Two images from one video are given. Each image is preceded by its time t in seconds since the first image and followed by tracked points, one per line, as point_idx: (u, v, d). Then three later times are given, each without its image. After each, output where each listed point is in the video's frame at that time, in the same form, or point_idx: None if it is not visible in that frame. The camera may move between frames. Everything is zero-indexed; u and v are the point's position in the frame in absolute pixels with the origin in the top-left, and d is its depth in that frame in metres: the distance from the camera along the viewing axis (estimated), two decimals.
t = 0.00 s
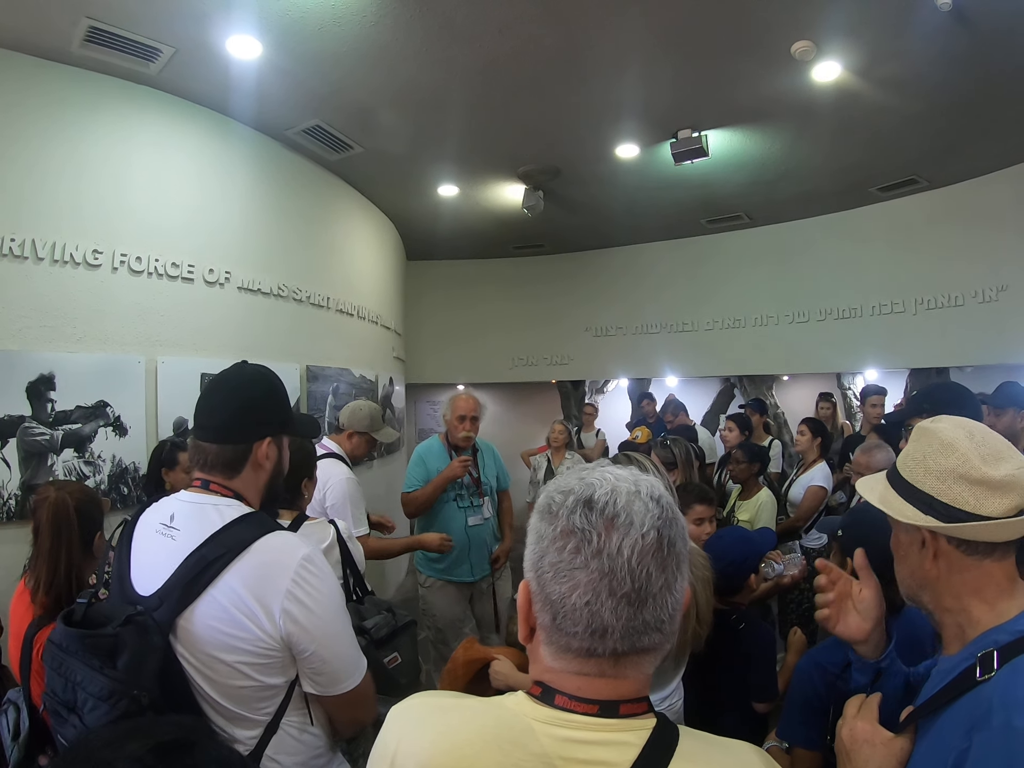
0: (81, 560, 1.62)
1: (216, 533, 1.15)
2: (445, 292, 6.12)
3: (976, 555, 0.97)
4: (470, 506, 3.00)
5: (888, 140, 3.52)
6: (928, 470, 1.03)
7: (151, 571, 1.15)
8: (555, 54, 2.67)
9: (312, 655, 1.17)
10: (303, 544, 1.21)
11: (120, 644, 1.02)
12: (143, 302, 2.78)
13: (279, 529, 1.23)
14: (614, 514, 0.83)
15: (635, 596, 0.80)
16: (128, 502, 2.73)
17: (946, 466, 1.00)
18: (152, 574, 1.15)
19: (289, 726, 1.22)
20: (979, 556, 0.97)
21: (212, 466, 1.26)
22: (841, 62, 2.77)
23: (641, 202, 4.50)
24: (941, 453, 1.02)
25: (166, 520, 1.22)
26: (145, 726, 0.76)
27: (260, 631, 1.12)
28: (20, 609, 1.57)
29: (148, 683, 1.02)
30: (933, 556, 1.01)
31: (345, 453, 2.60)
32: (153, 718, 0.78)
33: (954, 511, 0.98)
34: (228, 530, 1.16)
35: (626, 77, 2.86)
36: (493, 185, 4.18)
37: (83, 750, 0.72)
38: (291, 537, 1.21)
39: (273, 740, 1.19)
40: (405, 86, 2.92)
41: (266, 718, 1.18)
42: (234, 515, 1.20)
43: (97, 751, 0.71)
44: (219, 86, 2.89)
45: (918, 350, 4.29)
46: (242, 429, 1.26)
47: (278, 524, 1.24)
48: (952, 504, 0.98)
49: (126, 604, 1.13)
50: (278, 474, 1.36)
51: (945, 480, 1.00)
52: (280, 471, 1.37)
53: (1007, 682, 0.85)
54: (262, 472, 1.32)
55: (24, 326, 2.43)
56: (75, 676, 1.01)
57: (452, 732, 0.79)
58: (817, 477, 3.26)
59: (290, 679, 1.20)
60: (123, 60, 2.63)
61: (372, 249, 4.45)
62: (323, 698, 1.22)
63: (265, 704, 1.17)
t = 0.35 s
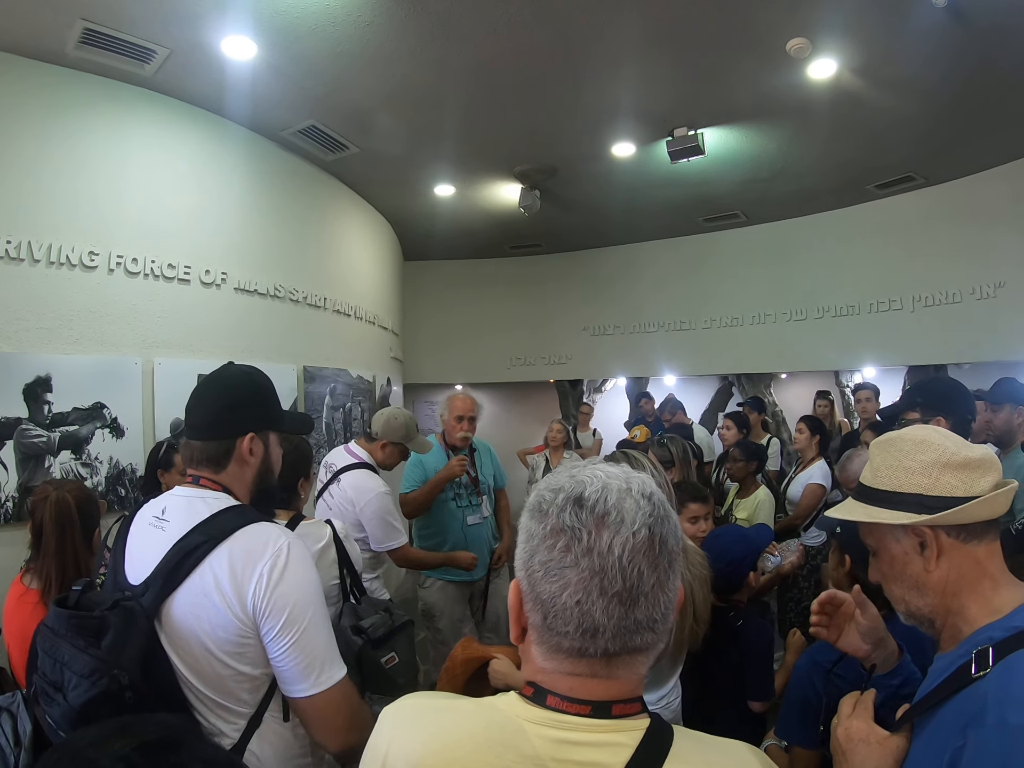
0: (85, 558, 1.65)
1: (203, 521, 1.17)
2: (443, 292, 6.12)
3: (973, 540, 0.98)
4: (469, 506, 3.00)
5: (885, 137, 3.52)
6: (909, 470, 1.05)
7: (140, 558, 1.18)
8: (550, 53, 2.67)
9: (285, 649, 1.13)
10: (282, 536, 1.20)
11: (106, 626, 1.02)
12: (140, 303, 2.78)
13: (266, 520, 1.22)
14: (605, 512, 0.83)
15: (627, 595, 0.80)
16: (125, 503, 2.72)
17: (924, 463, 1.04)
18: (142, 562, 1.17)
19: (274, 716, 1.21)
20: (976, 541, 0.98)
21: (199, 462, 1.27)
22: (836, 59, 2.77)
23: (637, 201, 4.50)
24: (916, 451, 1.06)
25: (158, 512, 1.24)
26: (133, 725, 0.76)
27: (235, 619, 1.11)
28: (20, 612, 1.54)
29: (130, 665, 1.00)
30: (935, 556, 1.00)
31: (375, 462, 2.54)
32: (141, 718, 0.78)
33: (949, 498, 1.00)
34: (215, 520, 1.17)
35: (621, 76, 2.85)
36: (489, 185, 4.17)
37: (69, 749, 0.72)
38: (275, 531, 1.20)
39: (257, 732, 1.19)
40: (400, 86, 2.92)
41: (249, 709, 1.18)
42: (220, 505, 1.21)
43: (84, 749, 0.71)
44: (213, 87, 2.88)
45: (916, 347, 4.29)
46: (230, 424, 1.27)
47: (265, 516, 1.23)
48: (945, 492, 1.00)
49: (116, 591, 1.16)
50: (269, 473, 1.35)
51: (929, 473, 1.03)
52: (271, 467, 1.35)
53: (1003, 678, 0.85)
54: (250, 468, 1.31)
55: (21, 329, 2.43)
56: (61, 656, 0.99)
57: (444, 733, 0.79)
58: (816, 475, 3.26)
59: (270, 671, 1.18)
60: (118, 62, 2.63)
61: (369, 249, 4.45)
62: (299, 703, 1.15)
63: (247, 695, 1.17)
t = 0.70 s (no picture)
0: (75, 552, 1.61)
1: (190, 516, 1.18)
2: (440, 292, 6.12)
3: (978, 554, 0.97)
4: (467, 505, 3.00)
5: (882, 134, 3.52)
6: (937, 468, 1.00)
7: (135, 552, 1.20)
8: (546, 52, 2.67)
9: (259, 653, 1.08)
10: (264, 531, 1.16)
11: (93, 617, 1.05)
12: (136, 304, 2.77)
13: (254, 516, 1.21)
14: (605, 513, 0.82)
15: (626, 597, 0.79)
16: (123, 505, 2.71)
17: (956, 465, 0.98)
18: (136, 555, 1.19)
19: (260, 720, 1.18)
20: (981, 553, 0.97)
21: (194, 462, 1.27)
22: (833, 56, 2.77)
23: (635, 199, 4.49)
24: (950, 451, 1.00)
25: (155, 510, 1.25)
26: (124, 729, 0.75)
27: (216, 616, 1.09)
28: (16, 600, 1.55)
29: (112, 655, 1.03)
30: (935, 556, 1.00)
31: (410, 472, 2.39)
32: (133, 722, 0.77)
33: (968, 512, 0.96)
34: (202, 514, 1.17)
35: (618, 74, 2.85)
36: (486, 184, 4.17)
37: (61, 752, 0.71)
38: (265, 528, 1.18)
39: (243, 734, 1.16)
40: (397, 85, 2.91)
41: (236, 710, 1.16)
42: (208, 501, 1.21)
43: (74, 753, 0.70)
44: (209, 88, 2.88)
45: (914, 344, 4.29)
46: (223, 424, 1.26)
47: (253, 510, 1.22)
48: (965, 505, 0.97)
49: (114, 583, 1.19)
50: (265, 473, 1.34)
51: (956, 478, 0.98)
52: (266, 466, 1.34)
53: (993, 672, 0.85)
54: (244, 467, 1.30)
55: (17, 330, 2.41)
56: (53, 644, 1.04)
57: (441, 735, 0.78)
58: (815, 473, 3.26)
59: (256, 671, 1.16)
60: (114, 62, 2.62)
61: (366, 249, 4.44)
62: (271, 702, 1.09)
63: (234, 694, 1.15)
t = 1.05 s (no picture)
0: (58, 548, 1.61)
1: (190, 515, 1.18)
2: (439, 290, 6.11)
3: (982, 567, 0.95)
4: (465, 504, 3.00)
5: (881, 133, 3.52)
6: (962, 476, 0.94)
7: (137, 549, 1.21)
8: (546, 50, 2.66)
9: (259, 651, 1.08)
10: (266, 529, 1.16)
11: (93, 613, 1.06)
12: (135, 302, 2.77)
13: (256, 513, 1.20)
14: (612, 512, 0.82)
15: (634, 596, 0.80)
16: (121, 503, 2.71)
17: (983, 479, 0.92)
18: (139, 552, 1.20)
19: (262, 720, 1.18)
20: (988, 567, 0.95)
21: (197, 461, 1.28)
22: (832, 56, 2.77)
23: (634, 198, 4.49)
24: (982, 462, 0.93)
25: (158, 509, 1.25)
26: (125, 729, 0.76)
27: (217, 613, 1.09)
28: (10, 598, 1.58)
29: (111, 652, 1.04)
30: (940, 559, 0.97)
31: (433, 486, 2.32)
32: (135, 722, 0.78)
33: (983, 532, 0.92)
34: (203, 512, 1.17)
35: (618, 72, 2.84)
36: (484, 182, 4.17)
37: (63, 752, 0.72)
38: (267, 524, 1.18)
39: (245, 734, 1.15)
40: (395, 82, 2.90)
41: (238, 710, 1.16)
42: (210, 501, 1.21)
43: (77, 753, 0.71)
44: (207, 84, 2.87)
45: (911, 344, 4.30)
46: (226, 423, 1.26)
47: (254, 509, 1.22)
48: (982, 522, 0.92)
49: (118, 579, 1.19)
50: (269, 473, 1.33)
51: (980, 492, 0.92)
52: (270, 465, 1.33)
53: (991, 676, 0.85)
54: (248, 466, 1.30)
55: (15, 329, 2.41)
56: (54, 639, 1.05)
57: (446, 734, 0.79)
58: (813, 472, 3.27)
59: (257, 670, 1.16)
60: (112, 59, 2.61)
61: (364, 247, 4.44)
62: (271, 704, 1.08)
63: (236, 694, 1.15)
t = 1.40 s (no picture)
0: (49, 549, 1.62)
1: (192, 518, 1.18)
2: (435, 293, 6.12)
3: (972, 580, 0.92)
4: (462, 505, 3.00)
5: (874, 135, 3.53)
6: (955, 488, 0.89)
7: (139, 554, 1.21)
8: (540, 53, 2.68)
9: (265, 652, 1.09)
10: (268, 533, 1.16)
11: (96, 618, 1.05)
12: (131, 305, 2.77)
13: (258, 516, 1.20)
14: (589, 514, 0.82)
15: (607, 600, 0.79)
16: (117, 505, 2.71)
17: (976, 493, 0.87)
18: (140, 556, 1.20)
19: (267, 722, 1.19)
20: (979, 580, 0.92)
21: (195, 463, 1.29)
22: (826, 58, 2.78)
23: (628, 200, 4.51)
24: (975, 474, 0.88)
25: (158, 513, 1.25)
26: (117, 724, 0.76)
27: (219, 617, 1.09)
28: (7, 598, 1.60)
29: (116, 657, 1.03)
30: (929, 571, 0.94)
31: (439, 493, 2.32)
32: (127, 718, 0.78)
33: (976, 549, 0.88)
34: (205, 515, 1.17)
35: (612, 74, 2.86)
36: (480, 185, 4.18)
37: (55, 747, 0.72)
38: (267, 526, 1.18)
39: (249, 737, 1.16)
40: (389, 86, 2.92)
41: (242, 713, 1.16)
42: (211, 503, 1.21)
43: (69, 748, 0.71)
44: (202, 87, 2.87)
45: (906, 345, 4.31)
46: (219, 424, 1.27)
47: (257, 512, 1.22)
48: (974, 538, 0.88)
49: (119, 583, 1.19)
50: (264, 474, 1.32)
51: (973, 507, 0.88)
52: (265, 465, 1.32)
53: (982, 694, 0.81)
54: (241, 467, 1.29)
55: (11, 332, 2.41)
56: (55, 645, 1.04)
57: (434, 734, 0.79)
58: (807, 473, 3.28)
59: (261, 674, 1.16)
60: (108, 63, 2.62)
61: (360, 250, 4.45)
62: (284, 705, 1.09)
63: (239, 698, 1.15)
